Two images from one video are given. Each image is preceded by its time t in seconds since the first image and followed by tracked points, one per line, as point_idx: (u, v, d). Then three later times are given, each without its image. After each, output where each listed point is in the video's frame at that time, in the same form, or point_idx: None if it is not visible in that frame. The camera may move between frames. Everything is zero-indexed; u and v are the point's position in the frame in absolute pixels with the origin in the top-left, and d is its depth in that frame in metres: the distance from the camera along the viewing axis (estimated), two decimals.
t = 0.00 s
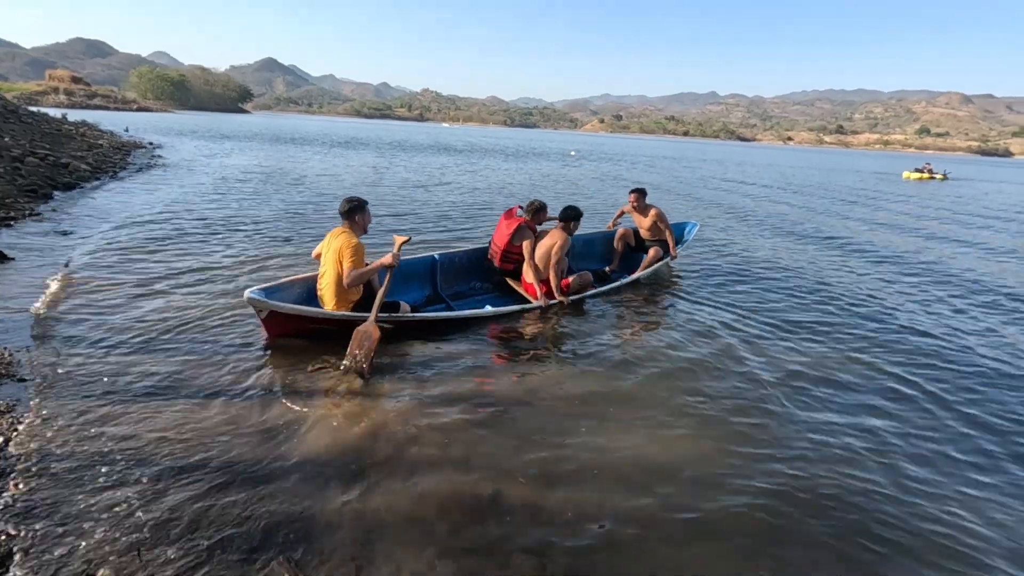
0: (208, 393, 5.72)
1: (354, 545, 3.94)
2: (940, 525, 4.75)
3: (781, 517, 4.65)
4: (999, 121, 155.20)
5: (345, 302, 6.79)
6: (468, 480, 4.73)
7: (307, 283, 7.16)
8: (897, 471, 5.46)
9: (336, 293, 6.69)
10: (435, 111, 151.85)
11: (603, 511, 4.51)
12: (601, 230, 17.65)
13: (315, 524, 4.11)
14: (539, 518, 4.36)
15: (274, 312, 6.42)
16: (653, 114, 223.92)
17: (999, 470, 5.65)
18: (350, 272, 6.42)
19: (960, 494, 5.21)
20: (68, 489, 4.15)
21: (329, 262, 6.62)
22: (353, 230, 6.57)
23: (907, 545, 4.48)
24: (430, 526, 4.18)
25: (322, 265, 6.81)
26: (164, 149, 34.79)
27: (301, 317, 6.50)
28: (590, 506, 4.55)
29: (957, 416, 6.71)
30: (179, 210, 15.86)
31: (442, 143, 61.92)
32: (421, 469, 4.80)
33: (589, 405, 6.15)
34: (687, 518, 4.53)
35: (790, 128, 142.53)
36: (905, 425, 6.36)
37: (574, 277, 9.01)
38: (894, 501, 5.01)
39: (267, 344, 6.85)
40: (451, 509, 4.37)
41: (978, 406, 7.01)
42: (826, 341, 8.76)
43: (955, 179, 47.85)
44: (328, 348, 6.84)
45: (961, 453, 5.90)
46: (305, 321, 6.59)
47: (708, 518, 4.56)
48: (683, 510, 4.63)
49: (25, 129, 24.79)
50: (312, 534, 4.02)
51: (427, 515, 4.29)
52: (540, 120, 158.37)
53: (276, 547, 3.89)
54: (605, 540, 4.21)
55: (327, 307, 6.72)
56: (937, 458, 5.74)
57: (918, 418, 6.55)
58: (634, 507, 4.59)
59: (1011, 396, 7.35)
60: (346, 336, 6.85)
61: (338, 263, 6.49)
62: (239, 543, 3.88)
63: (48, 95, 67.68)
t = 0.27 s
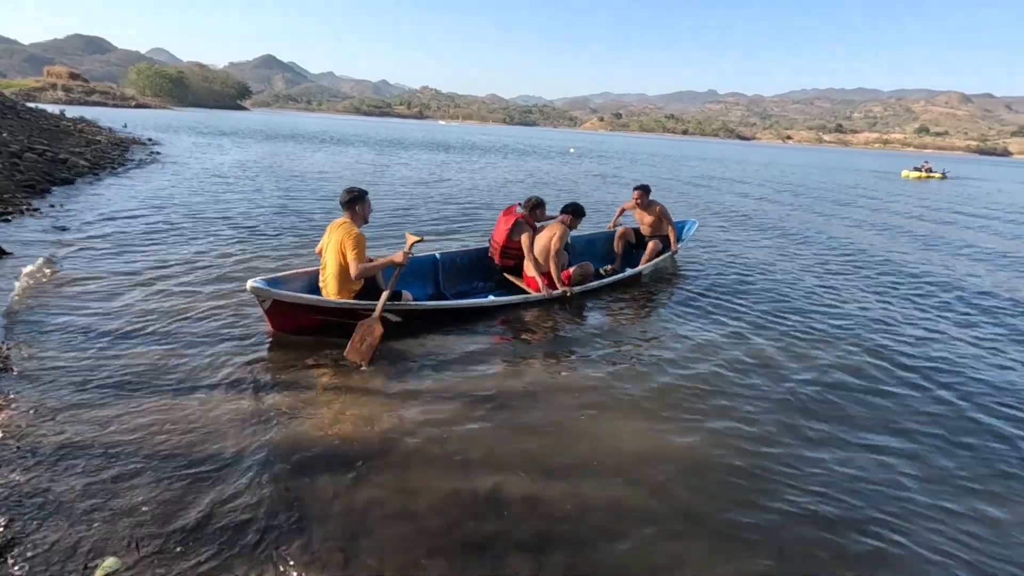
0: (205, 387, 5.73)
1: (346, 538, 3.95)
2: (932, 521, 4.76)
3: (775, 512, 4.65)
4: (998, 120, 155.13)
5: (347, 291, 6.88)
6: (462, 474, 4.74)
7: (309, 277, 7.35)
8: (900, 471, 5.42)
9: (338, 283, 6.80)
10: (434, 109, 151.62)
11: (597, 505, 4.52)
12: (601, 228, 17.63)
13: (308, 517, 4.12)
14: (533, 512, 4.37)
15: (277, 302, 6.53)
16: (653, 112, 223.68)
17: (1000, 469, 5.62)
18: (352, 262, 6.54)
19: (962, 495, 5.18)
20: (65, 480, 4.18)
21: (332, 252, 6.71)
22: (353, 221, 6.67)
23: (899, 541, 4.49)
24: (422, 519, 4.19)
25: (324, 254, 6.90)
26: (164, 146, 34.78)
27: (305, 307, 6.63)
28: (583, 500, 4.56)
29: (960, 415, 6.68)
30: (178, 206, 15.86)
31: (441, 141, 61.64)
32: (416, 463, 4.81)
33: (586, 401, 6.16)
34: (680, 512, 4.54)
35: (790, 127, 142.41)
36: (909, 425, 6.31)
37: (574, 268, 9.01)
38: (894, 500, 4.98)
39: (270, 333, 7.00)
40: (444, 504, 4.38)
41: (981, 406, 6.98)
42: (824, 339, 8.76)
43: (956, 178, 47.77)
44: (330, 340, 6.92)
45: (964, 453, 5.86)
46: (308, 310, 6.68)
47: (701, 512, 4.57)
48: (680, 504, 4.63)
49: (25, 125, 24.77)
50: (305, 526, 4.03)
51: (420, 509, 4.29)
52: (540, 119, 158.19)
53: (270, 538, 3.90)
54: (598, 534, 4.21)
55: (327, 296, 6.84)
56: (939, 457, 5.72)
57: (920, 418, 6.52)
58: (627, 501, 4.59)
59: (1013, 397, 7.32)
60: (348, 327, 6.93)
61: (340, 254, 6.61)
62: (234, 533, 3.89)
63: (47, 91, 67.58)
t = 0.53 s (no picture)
0: (205, 385, 5.74)
1: (344, 536, 3.95)
2: (930, 519, 4.77)
3: (773, 510, 4.66)
4: (997, 119, 155.24)
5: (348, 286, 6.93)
6: (459, 472, 4.74)
7: (311, 274, 7.38)
8: (899, 471, 5.41)
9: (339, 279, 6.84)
10: (433, 106, 151.34)
11: (595, 502, 4.52)
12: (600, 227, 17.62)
13: (306, 516, 4.12)
14: (530, 510, 4.37)
15: (280, 296, 6.58)
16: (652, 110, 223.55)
17: (1000, 470, 5.61)
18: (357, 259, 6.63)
19: (960, 493, 5.19)
20: (64, 478, 4.18)
21: (334, 247, 6.76)
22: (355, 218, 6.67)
23: (897, 538, 4.50)
24: (420, 517, 4.19)
25: (326, 248, 6.93)
26: (162, 143, 34.66)
27: (307, 302, 6.70)
28: (581, 498, 4.56)
29: (959, 416, 6.66)
30: (175, 204, 15.82)
31: (440, 138, 61.54)
32: (414, 461, 4.81)
33: (584, 398, 6.16)
34: (678, 509, 4.54)
35: (789, 126, 142.36)
36: (909, 424, 6.30)
37: (574, 261, 9.03)
38: (893, 501, 4.96)
39: (272, 327, 7.07)
40: (442, 502, 4.38)
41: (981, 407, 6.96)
42: (822, 338, 8.77)
43: (955, 177, 47.83)
44: (332, 335, 6.97)
45: (964, 453, 5.84)
46: (310, 305, 6.73)
47: (699, 509, 4.58)
48: (676, 502, 4.63)
49: (21, 122, 24.67)
50: (303, 525, 4.03)
51: (418, 507, 4.29)
52: (539, 116, 157.95)
53: (270, 536, 3.90)
54: (596, 531, 4.22)
55: (325, 291, 6.88)
56: (939, 457, 5.70)
57: (917, 416, 6.54)
58: (625, 499, 4.60)
59: (1014, 397, 7.31)
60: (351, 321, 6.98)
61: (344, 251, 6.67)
62: (233, 532, 3.89)
63: (44, 87, 67.29)
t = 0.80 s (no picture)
0: (204, 382, 5.74)
1: (342, 533, 3.95)
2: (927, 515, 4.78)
3: (771, 506, 4.66)
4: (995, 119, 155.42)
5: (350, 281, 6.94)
6: (457, 469, 4.73)
7: (316, 271, 7.40)
8: (901, 471, 5.37)
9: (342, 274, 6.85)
10: (432, 104, 151.14)
11: (593, 498, 4.52)
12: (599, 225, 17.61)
13: (304, 513, 4.11)
14: (528, 506, 4.36)
15: (283, 293, 6.61)
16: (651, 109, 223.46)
17: (1002, 472, 5.58)
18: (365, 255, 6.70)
19: (957, 490, 5.20)
20: (63, 475, 4.17)
21: (337, 244, 6.78)
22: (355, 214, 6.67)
23: (894, 534, 4.50)
24: (417, 514, 4.19)
25: (327, 244, 6.94)
26: (160, 140, 34.58)
27: (311, 297, 6.72)
28: (579, 493, 4.56)
29: (961, 417, 6.63)
30: (173, 201, 15.79)
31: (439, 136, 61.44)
32: (411, 458, 4.80)
33: (582, 395, 6.16)
34: (675, 505, 4.54)
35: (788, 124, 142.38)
36: (909, 424, 6.29)
37: (574, 256, 9.03)
38: (895, 501, 4.93)
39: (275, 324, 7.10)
40: (439, 498, 4.38)
41: (983, 408, 6.92)
42: (820, 336, 8.78)
43: (953, 176, 47.87)
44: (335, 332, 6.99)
45: (965, 453, 5.82)
46: (313, 302, 6.76)
47: (698, 505, 4.58)
48: (675, 499, 4.62)
49: (19, 118, 24.60)
50: (302, 522, 4.02)
51: (415, 504, 4.29)
52: (538, 114, 157.76)
53: (269, 534, 3.90)
54: (594, 526, 4.22)
55: (327, 286, 6.88)
56: (940, 457, 5.68)
57: (915, 414, 6.56)
58: (623, 495, 4.59)
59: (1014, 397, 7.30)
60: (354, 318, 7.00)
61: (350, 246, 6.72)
62: (233, 531, 3.89)
63: (42, 84, 67.07)
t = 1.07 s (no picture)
0: (188, 373, 5.69)
1: (327, 523, 3.93)
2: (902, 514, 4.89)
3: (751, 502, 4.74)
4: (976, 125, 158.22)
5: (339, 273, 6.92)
6: (442, 461, 4.74)
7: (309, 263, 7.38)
8: (881, 472, 5.46)
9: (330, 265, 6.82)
10: (422, 97, 150.17)
11: (578, 491, 4.56)
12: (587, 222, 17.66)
13: (288, 503, 4.09)
14: (513, 498, 4.38)
15: (274, 284, 6.60)
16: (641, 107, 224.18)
17: (978, 476, 5.69)
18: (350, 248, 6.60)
19: (932, 490, 5.32)
20: (43, 464, 4.11)
21: (329, 235, 6.71)
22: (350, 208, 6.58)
23: (870, 532, 4.60)
24: (402, 504, 4.18)
25: (320, 234, 6.88)
26: (144, 126, 33.99)
27: (301, 288, 6.72)
28: (564, 487, 4.59)
29: (940, 421, 6.75)
30: (157, 189, 15.54)
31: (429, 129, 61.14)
32: (397, 450, 4.80)
33: (567, 391, 6.20)
34: (658, 499, 4.60)
35: (776, 126, 143.70)
36: (887, 425, 6.42)
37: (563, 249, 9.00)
38: (874, 501, 5.01)
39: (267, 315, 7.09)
40: (424, 489, 4.38)
41: (961, 413, 7.05)
42: (803, 338, 8.91)
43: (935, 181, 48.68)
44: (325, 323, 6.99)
45: (940, 454, 5.96)
46: (304, 293, 6.76)
47: (680, 500, 4.64)
48: (658, 495, 4.67)
49: None
50: (287, 512, 4.01)
51: (400, 495, 4.29)
52: (528, 109, 157.46)
53: (253, 524, 3.88)
54: (578, 518, 4.25)
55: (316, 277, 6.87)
56: (915, 457, 5.82)
57: (892, 415, 6.70)
58: (607, 489, 4.63)
59: (988, 400, 7.48)
60: (345, 309, 7.00)
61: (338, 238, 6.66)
62: (217, 521, 3.86)
63: (21, 65, 65.52)
